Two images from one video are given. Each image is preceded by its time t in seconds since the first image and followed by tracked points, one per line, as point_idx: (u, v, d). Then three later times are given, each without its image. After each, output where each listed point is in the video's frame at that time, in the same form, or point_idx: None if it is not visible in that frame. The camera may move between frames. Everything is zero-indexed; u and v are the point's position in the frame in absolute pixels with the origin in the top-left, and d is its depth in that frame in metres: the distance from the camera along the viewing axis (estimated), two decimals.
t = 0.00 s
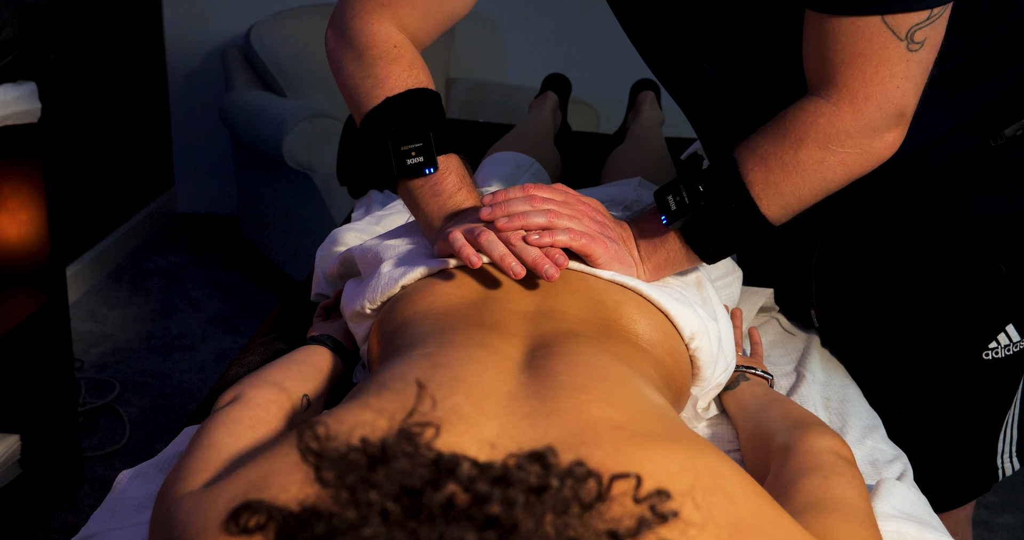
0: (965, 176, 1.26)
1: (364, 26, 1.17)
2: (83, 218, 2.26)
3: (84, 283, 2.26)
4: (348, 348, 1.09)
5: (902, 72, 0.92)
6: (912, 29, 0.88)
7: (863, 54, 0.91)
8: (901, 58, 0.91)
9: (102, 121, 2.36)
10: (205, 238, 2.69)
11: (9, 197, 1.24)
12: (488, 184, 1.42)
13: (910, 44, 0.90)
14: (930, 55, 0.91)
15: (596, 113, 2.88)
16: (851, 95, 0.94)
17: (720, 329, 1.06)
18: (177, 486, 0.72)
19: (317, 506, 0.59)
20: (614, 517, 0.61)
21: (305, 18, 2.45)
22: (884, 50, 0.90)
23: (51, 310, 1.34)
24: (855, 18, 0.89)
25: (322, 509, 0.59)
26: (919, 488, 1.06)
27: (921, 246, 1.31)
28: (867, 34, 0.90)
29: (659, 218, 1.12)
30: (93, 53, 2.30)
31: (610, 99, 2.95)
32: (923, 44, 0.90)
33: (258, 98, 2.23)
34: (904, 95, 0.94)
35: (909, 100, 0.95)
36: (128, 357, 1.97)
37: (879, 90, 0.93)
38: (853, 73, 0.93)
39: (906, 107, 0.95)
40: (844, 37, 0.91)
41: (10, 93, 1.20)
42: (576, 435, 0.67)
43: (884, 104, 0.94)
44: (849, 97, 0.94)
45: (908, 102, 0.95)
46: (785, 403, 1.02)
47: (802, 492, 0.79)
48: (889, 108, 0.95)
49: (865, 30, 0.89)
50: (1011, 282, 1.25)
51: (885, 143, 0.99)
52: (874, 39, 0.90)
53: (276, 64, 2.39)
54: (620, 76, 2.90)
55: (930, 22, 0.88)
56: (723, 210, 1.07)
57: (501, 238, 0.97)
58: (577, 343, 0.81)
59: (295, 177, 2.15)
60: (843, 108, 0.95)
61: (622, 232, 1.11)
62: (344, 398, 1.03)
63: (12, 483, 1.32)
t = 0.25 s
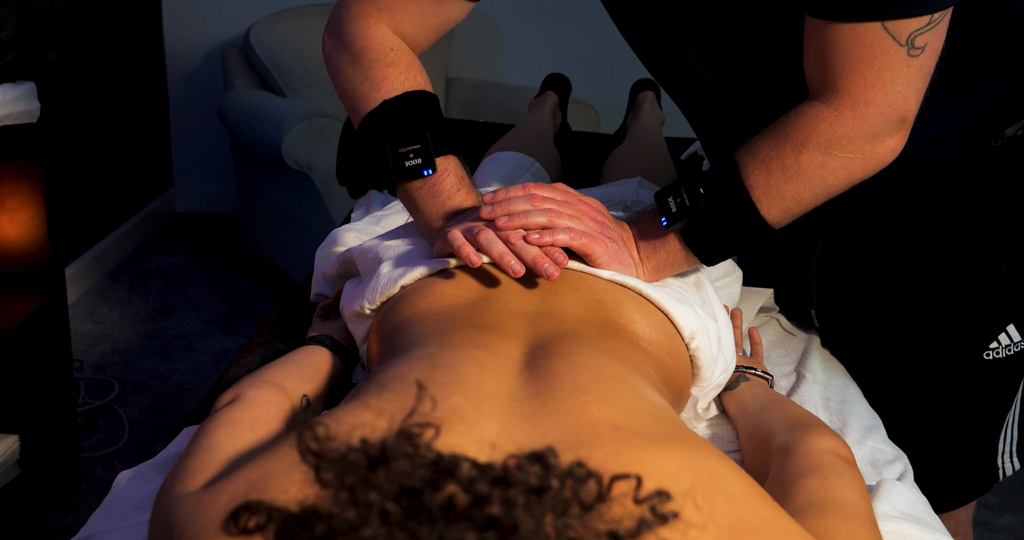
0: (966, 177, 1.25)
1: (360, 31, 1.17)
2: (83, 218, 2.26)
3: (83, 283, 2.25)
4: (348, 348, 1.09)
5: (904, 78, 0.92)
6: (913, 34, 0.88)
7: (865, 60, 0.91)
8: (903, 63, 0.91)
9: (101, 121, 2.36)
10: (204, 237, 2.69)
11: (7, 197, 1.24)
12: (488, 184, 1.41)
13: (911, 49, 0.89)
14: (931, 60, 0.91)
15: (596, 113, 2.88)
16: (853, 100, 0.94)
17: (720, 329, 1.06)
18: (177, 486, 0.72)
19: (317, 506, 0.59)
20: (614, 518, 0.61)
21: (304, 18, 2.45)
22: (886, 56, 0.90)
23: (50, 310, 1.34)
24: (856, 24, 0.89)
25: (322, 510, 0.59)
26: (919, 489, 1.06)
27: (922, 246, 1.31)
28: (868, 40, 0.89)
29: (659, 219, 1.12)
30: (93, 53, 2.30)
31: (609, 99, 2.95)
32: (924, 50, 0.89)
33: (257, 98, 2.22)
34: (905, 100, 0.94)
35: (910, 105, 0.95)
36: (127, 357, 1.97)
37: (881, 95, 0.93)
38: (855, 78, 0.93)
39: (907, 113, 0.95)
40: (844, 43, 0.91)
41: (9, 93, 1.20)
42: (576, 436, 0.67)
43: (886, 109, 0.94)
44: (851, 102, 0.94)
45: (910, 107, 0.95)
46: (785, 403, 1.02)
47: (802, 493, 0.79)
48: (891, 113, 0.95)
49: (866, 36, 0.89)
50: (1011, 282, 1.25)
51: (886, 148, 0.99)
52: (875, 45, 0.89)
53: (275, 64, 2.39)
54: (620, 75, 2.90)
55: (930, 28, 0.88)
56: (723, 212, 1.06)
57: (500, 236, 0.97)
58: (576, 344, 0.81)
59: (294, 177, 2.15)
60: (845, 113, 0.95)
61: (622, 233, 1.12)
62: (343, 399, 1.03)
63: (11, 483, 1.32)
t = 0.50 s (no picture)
0: (967, 175, 1.26)
1: (360, 31, 1.17)
2: (82, 218, 2.26)
3: (82, 283, 2.25)
4: (347, 348, 1.09)
5: (904, 79, 0.92)
6: (913, 36, 0.88)
7: (865, 61, 0.91)
8: (903, 65, 0.91)
9: (100, 120, 2.36)
10: (204, 237, 2.69)
11: (6, 197, 1.24)
12: (488, 184, 1.41)
13: (912, 51, 0.89)
14: (931, 62, 0.91)
15: (596, 113, 2.88)
16: (853, 102, 0.94)
17: (719, 329, 1.06)
18: (176, 487, 0.72)
19: (316, 507, 0.59)
20: (614, 519, 0.61)
21: (304, 18, 2.45)
22: (886, 57, 0.90)
23: (49, 310, 1.33)
24: (856, 25, 0.89)
25: (321, 510, 0.58)
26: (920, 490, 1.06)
27: (921, 246, 1.31)
28: (868, 42, 0.89)
29: (658, 220, 1.12)
30: (92, 52, 2.30)
31: (609, 99, 2.95)
32: (924, 51, 0.89)
33: (257, 98, 2.22)
34: (905, 101, 0.94)
35: (911, 107, 0.95)
36: (126, 357, 1.97)
37: (881, 96, 0.93)
38: (855, 80, 0.93)
39: (907, 114, 0.95)
40: (844, 44, 0.91)
41: (8, 93, 1.19)
42: (576, 436, 0.67)
43: (886, 110, 0.94)
44: (851, 104, 0.94)
45: (910, 108, 0.95)
46: (784, 404, 1.02)
47: (803, 493, 0.79)
48: (891, 114, 0.95)
49: (867, 37, 0.89)
50: (1012, 282, 1.25)
51: (886, 149, 0.99)
52: (875, 46, 0.89)
53: (275, 64, 2.39)
54: (620, 75, 2.90)
55: (931, 29, 0.88)
56: (722, 213, 1.06)
57: (499, 236, 0.97)
58: (576, 345, 0.81)
59: (293, 177, 2.15)
60: (845, 114, 0.95)
61: (622, 233, 1.12)
62: (343, 399, 1.03)
63: (10, 484, 1.32)
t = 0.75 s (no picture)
0: (965, 178, 1.25)
1: (374, 20, 1.15)
2: (81, 218, 2.25)
3: (81, 283, 2.25)
4: (346, 348, 1.09)
5: (904, 75, 0.91)
6: (915, 31, 0.88)
7: (865, 55, 0.91)
8: (903, 60, 0.90)
9: (99, 120, 2.36)
10: (203, 238, 2.69)
11: (6, 197, 1.24)
12: (488, 183, 1.41)
13: (913, 46, 0.89)
14: (932, 59, 0.91)
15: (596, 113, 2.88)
16: (851, 96, 0.94)
17: (719, 329, 1.06)
18: (175, 488, 0.71)
19: (316, 507, 0.59)
20: (613, 519, 0.61)
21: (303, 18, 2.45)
22: (887, 52, 0.90)
23: (49, 311, 1.33)
24: (858, 18, 0.88)
25: (320, 511, 0.58)
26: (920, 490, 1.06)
27: (920, 245, 1.30)
28: (870, 36, 0.89)
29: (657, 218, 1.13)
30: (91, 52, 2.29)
31: (609, 99, 2.95)
32: (926, 47, 0.89)
33: (256, 98, 2.22)
34: (904, 97, 0.93)
35: (909, 102, 0.94)
36: (125, 358, 1.97)
37: (880, 91, 0.93)
38: (854, 74, 0.92)
39: (906, 110, 0.95)
40: (845, 37, 0.90)
41: (8, 92, 1.19)
42: (575, 437, 0.67)
43: (885, 105, 0.94)
44: (850, 98, 0.94)
45: (909, 104, 0.95)
46: (784, 404, 1.01)
47: (803, 494, 0.79)
48: (889, 110, 0.94)
49: (868, 31, 0.89)
50: (1014, 282, 1.24)
51: (884, 145, 0.99)
52: (876, 40, 0.89)
53: (274, 64, 2.38)
54: (621, 75, 2.90)
55: (933, 25, 0.87)
56: (722, 210, 1.06)
57: (497, 241, 0.97)
58: (576, 345, 0.81)
59: (292, 178, 2.15)
60: (844, 108, 0.95)
61: (621, 233, 1.12)
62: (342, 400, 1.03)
63: (10, 485, 1.31)
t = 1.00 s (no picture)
0: (971, 177, 1.28)
1: None
2: (80, 219, 2.25)
3: (81, 284, 2.25)
4: (346, 348, 1.08)
5: (905, 65, 0.92)
6: (922, 22, 0.88)
7: (869, 43, 0.91)
8: (906, 50, 0.91)
9: (98, 121, 2.35)
10: (203, 238, 2.69)
11: (5, 198, 1.23)
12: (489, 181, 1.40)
13: (918, 38, 0.90)
14: (935, 52, 0.92)
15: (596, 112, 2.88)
16: (851, 83, 0.94)
17: (718, 327, 1.06)
18: (174, 488, 0.71)
19: (315, 508, 0.59)
20: (613, 520, 0.61)
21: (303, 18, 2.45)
22: (891, 40, 0.90)
23: (48, 311, 1.33)
24: (867, 3, 0.89)
25: (320, 511, 0.58)
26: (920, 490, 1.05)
27: (922, 241, 1.31)
28: (876, 23, 0.89)
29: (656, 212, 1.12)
30: (91, 53, 2.29)
31: (609, 98, 2.95)
32: (930, 39, 0.90)
33: (255, 98, 2.22)
34: (903, 88, 0.94)
35: (907, 93, 0.95)
36: (124, 358, 1.96)
37: (879, 80, 0.93)
38: (856, 62, 0.93)
39: (903, 100, 0.95)
40: (850, 24, 0.91)
41: (7, 92, 1.18)
42: (576, 437, 0.67)
43: (883, 94, 0.94)
44: (849, 85, 0.94)
45: (907, 95, 0.95)
46: (785, 404, 1.01)
47: (803, 494, 0.78)
48: (887, 99, 0.95)
49: (875, 17, 0.89)
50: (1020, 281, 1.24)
51: (881, 135, 0.99)
52: (882, 28, 0.89)
53: (274, 64, 2.38)
54: (621, 75, 2.90)
55: (940, 18, 0.88)
56: (720, 202, 1.06)
57: (492, 249, 0.96)
58: (576, 344, 0.81)
59: (292, 177, 2.15)
60: (843, 96, 0.95)
61: (620, 229, 1.12)
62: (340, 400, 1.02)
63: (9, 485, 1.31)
